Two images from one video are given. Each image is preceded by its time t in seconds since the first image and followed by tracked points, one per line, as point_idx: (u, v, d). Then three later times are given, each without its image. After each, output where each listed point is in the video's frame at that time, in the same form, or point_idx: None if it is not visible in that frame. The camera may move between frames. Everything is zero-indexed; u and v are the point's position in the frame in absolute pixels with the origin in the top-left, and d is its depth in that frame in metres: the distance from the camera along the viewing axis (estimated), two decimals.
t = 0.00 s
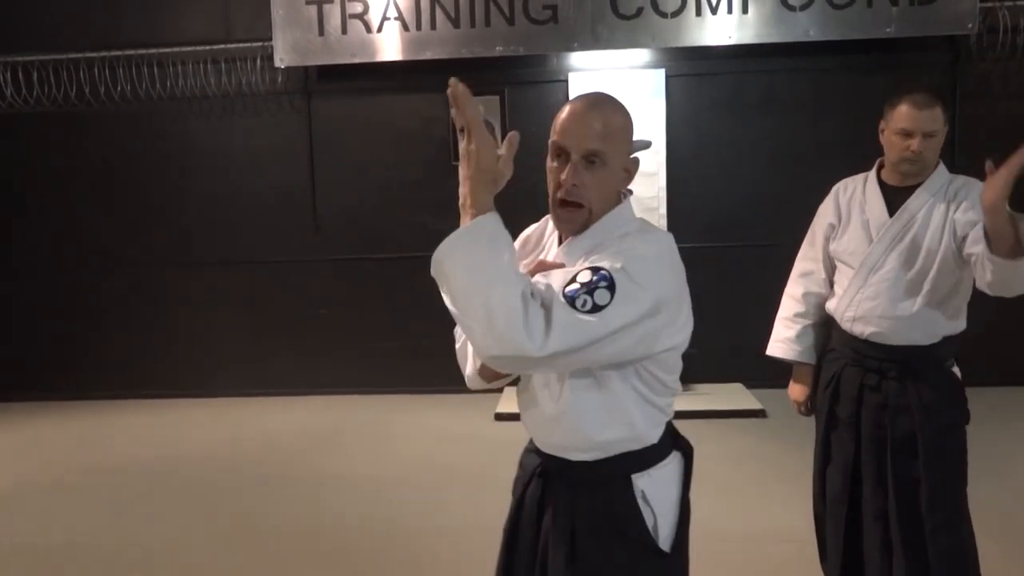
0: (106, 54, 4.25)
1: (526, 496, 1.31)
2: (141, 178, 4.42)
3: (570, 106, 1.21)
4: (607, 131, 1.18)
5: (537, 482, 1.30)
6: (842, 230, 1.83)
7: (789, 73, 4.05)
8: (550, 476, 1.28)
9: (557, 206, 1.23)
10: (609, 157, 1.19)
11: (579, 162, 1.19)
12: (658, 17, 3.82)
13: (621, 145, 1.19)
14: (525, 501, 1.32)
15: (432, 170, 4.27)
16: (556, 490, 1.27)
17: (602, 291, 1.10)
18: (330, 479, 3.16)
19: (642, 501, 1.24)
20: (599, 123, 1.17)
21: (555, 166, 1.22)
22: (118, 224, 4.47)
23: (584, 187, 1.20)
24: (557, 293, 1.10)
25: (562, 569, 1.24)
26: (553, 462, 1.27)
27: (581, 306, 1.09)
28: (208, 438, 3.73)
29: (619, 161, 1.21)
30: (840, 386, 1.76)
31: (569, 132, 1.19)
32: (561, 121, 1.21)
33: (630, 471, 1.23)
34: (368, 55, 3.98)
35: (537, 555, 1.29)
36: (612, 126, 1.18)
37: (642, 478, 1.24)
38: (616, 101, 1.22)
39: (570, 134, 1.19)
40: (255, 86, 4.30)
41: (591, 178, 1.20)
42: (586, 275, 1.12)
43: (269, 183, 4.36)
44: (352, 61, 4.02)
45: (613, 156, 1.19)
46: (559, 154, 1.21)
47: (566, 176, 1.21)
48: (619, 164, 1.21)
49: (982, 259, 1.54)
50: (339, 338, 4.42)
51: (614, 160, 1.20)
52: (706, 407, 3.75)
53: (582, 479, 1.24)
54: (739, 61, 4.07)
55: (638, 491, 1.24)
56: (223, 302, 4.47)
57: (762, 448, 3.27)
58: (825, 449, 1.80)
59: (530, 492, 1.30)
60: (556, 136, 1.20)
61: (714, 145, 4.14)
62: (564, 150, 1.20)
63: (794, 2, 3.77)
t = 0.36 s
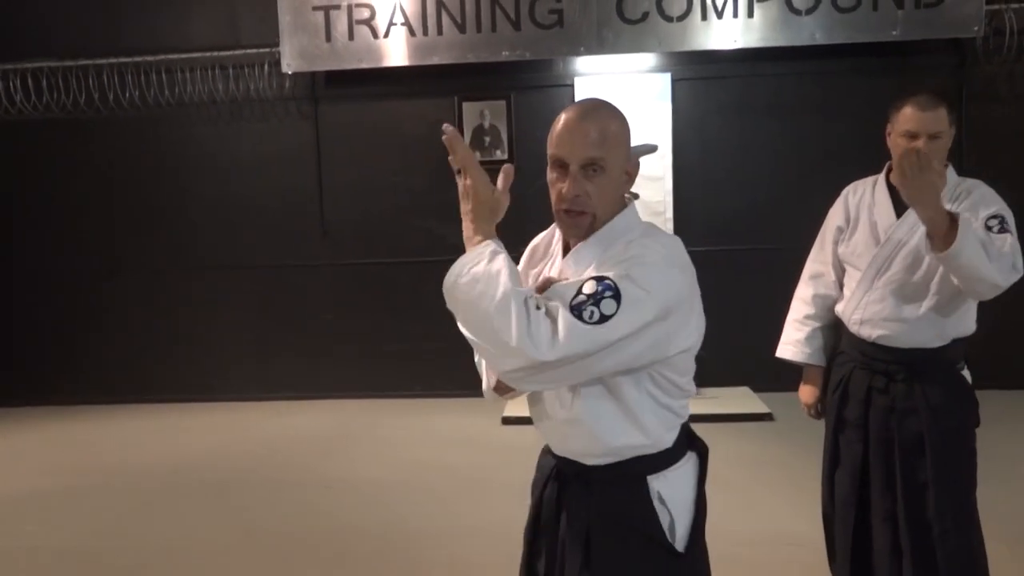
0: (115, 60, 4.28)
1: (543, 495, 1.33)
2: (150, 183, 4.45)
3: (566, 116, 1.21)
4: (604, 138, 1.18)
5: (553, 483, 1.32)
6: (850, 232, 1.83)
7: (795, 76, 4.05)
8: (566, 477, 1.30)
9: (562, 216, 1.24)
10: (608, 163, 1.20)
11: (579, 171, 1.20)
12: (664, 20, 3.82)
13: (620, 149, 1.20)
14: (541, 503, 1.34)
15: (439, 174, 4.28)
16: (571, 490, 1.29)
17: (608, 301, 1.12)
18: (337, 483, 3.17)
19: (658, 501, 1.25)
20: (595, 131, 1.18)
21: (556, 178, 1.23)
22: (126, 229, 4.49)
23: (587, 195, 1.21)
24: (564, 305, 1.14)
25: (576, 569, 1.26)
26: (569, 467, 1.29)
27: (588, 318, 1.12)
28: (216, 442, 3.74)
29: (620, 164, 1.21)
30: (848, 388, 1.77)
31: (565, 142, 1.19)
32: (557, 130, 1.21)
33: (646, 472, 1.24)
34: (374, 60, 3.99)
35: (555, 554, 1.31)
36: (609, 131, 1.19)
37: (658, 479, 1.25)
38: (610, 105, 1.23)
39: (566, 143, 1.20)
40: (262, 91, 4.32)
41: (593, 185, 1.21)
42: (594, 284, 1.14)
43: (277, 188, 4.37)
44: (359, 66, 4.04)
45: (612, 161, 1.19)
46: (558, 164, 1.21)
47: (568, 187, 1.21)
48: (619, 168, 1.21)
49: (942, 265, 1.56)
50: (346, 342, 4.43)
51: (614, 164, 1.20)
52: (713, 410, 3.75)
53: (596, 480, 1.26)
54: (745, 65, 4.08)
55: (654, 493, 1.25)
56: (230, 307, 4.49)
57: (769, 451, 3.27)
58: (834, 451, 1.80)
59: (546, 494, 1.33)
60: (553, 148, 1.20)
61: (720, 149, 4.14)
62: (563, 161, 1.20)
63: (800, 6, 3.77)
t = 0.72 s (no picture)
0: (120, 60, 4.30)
1: (504, 495, 1.27)
2: (154, 182, 4.46)
3: (540, 103, 1.24)
4: (576, 118, 1.22)
5: (517, 479, 1.26)
6: (851, 229, 1.84)
7: (798, 73, 4.05)
8: (532, 471, 1.25)
9: (535, 194, 1.23)
10: (581, 144, 1.23)
11: (554, 147, 1.21)
12: (667, 18, 3.82)
13: (589, 134, 1.24)
14: (504, 503, 1.27)
15: (442, 172, 4.29)
16: (539, 483, 1.24)
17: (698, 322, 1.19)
18: (341, 480, 3.18)
19: (633, 474, 1.24)
20: (569, 109, 1.22)
21: (528, 157, 1.24)
22: (131, 227, 4.51)
23: (560, 172, 1.21)
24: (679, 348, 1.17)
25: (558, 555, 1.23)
26: (535, 456, 1.25)
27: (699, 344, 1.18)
28: (221, 440, 3.76)
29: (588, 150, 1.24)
30: (849, 384, 1.77)
31: (542, 120, 1.22)
32: (530, 114, 1.24)
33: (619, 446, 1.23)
34: (378, 58, 4.00)
35: (526, 554, 1.26)
36: (580, 115, 1.23)
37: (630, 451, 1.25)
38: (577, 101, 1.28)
39: (542, 122, 1.22)
40: (267, 90, 4.34)
41: (564, 163, 1.22)
42: (683, 315, 1.18)
43: (281, 186, 4.39)
44: (363, 65, 4.05)
45: (585, 142, 1.23)
46: (534, 142, 1.23)
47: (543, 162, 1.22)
48: (588, 154, 1.24)
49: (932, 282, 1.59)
50: (350, 340, 4.44)
51: (585, 147, 1.23)
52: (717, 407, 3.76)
53: (571, 465, 1.23)
54: (749, 63, 4.08)
55: (631, 468, 1.24)
56: (235, 305, 4.50)
57: (772, 448, 3.27)
58: (836, 447, 1.80)
59: (511, 490, 1.26)
60: (530, 125, 1.23)
61: (724, 146, 4.14)
62: (539, 138, 1.22)
63: (803, 4, 3.78)
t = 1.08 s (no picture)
0: (123, 54, 4.30)
1: (469, 467, 1.33)
2: (156, 177, 4.47)
3: (507, 104, 1.28)
4: (542, 123, 1.27)
5: (481, 450, 1.32)
6: (851, 223, 1.83)
7: (801, 68, 4.04)
8: (496, 441, 1.32)
9: (508, 193, 1.28)
10: (547, 145, 1.28)
11: (524, 152, 1.26)
12: (670, 12, 3.82)
13: (553, 135, 1.29)
14: (465, 474, 1.33)
15: (445, 167, 4.29)
16: (506, 451, 1.31)
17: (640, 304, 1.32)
18: (343, 474, 3.18)
19: (589, 435, 1.33)
20: (535, 116, 1.26)
21: (500, 159, 1.27)
22: (134, 222, 4.51)
23: (530, 173, 1.27)
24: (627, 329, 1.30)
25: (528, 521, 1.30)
26: (497, 426, 1.32)
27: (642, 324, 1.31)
28: (224, 434, 3.77)
29: (551, 148, 1.30)
30: (850, 378, 1.77)
31: (512, 126, 1.26)
32: (499, 117, 1.28)
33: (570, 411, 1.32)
34: (380, 53, 4.00)
35: (495, 520, 1.32)
36: (545, 119, 1.28)
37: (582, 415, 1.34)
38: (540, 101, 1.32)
39: (512, 127, 1.26)
40: (269, 84, 4.34)
41: (534, 165, 1.27)
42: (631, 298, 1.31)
43: (284, 181, 4.39)
44: (365, 59, 4.05)
45: (550, 143, 1.28)
46: (503, 146, 1.27)
47: (516, 165, 1.26)
48: (551, 151, 1.30)
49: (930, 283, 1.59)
50: (353, 334, 4.44)
51: (549, 148, 1.29)
52: (719, 402, 3.76)
53: (534, 432, 1.31)
54: (752, 57, 4.07)
55: (585, 430, 1.33)
56: (238, 300, 4.51)
57: (774, 442, 3.27)
58: (837, 440, 1.81)
59: (472, 462, 1.33)
60: (500, 131, 1.26)
61: (727, 140, 4.14)
62: (509, 142, 1.26)
63: None
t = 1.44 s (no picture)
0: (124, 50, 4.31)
1: (472, 468, 1.23)
2: (157, 173, 4.47)
3: (523, 102, 1.19)
4: (558, 120, 1.18)
5: (485, 448, 1.23)
6: (848, 221, 1.84)
7: (803, 64, 4.04)
8: (500, 440, 1.22)
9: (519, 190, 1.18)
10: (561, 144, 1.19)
11: (539, 149, 1.17)
12: (671, 8, 3.82)
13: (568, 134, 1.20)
14: (470, 474, 1.24)
15: (446, 163, 4.29)
16: (509, 450, 1.22)
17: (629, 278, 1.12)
18: (343, 470, 3.19)
19: (598, 440, 1.24)
20: (551, 111, 1.18)
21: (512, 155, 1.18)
22: (135, 217, 4.52)
23: (544, 171, 1.17)
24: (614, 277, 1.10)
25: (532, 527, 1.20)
26: (500, 423, 1.22)
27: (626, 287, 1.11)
28: (224, 430, 3.78)
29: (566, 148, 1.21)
30: (849, 373, 1.78)
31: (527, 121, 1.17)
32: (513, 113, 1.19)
33: (580, 416, 1.22)
34: (381, 49, 4.00)
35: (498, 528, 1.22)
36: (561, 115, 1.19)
37: (590, 420, 1.25)
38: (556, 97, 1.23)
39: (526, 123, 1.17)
40: (271, 80, 4.34)
41: (548, 163, 1.18)
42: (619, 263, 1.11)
43: (285, 177, 4.39)
44: (366, 55, 4.05)
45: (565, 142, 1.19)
46: (517, 142, 1.18)
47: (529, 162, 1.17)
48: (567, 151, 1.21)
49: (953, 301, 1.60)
50: (353, 330, 4.45)
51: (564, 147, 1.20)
52: (720, 398, 3.77)
53: (538, 430, 1.20)
54: (753, 54, 4.07)
55: (591, 432, 1.23)
56: (239, 295, 4.51)
57: (774, 439, 3.28)
58: (836, 436, 1.81)
59: (476, 461, 1.23)
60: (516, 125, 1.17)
61: (727, 137, 4.14)
62: (523, 138, 1.17)
63: None
